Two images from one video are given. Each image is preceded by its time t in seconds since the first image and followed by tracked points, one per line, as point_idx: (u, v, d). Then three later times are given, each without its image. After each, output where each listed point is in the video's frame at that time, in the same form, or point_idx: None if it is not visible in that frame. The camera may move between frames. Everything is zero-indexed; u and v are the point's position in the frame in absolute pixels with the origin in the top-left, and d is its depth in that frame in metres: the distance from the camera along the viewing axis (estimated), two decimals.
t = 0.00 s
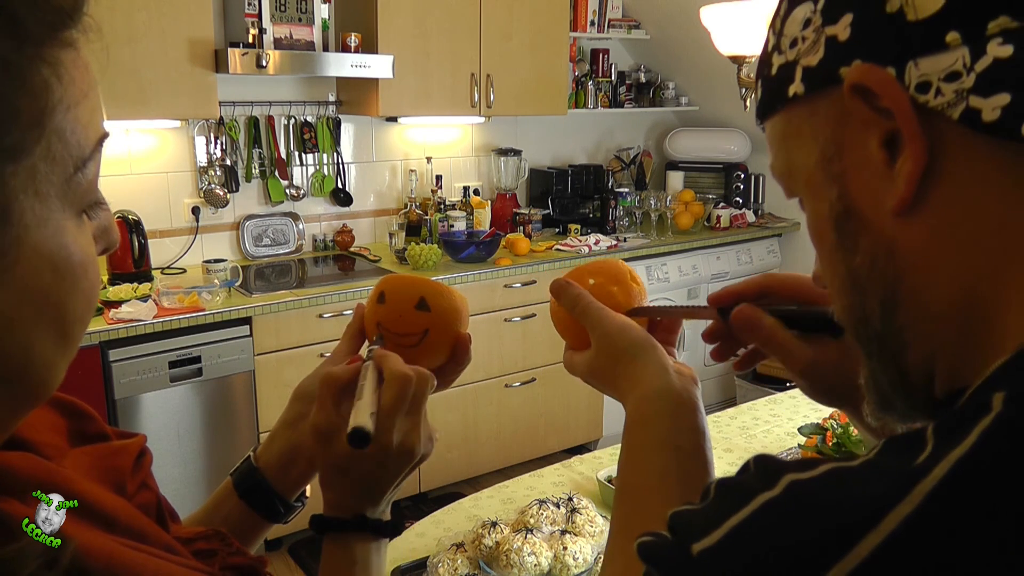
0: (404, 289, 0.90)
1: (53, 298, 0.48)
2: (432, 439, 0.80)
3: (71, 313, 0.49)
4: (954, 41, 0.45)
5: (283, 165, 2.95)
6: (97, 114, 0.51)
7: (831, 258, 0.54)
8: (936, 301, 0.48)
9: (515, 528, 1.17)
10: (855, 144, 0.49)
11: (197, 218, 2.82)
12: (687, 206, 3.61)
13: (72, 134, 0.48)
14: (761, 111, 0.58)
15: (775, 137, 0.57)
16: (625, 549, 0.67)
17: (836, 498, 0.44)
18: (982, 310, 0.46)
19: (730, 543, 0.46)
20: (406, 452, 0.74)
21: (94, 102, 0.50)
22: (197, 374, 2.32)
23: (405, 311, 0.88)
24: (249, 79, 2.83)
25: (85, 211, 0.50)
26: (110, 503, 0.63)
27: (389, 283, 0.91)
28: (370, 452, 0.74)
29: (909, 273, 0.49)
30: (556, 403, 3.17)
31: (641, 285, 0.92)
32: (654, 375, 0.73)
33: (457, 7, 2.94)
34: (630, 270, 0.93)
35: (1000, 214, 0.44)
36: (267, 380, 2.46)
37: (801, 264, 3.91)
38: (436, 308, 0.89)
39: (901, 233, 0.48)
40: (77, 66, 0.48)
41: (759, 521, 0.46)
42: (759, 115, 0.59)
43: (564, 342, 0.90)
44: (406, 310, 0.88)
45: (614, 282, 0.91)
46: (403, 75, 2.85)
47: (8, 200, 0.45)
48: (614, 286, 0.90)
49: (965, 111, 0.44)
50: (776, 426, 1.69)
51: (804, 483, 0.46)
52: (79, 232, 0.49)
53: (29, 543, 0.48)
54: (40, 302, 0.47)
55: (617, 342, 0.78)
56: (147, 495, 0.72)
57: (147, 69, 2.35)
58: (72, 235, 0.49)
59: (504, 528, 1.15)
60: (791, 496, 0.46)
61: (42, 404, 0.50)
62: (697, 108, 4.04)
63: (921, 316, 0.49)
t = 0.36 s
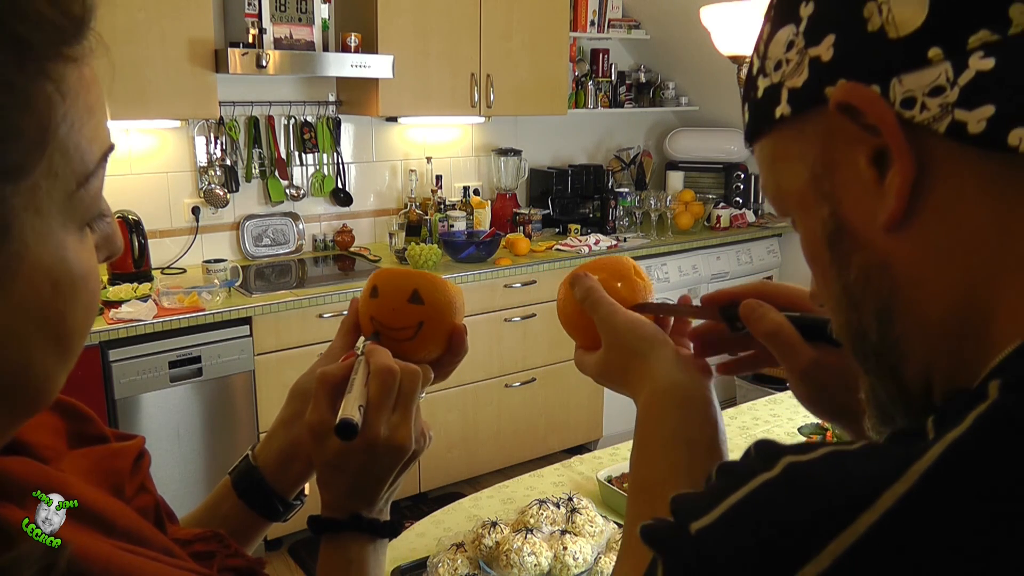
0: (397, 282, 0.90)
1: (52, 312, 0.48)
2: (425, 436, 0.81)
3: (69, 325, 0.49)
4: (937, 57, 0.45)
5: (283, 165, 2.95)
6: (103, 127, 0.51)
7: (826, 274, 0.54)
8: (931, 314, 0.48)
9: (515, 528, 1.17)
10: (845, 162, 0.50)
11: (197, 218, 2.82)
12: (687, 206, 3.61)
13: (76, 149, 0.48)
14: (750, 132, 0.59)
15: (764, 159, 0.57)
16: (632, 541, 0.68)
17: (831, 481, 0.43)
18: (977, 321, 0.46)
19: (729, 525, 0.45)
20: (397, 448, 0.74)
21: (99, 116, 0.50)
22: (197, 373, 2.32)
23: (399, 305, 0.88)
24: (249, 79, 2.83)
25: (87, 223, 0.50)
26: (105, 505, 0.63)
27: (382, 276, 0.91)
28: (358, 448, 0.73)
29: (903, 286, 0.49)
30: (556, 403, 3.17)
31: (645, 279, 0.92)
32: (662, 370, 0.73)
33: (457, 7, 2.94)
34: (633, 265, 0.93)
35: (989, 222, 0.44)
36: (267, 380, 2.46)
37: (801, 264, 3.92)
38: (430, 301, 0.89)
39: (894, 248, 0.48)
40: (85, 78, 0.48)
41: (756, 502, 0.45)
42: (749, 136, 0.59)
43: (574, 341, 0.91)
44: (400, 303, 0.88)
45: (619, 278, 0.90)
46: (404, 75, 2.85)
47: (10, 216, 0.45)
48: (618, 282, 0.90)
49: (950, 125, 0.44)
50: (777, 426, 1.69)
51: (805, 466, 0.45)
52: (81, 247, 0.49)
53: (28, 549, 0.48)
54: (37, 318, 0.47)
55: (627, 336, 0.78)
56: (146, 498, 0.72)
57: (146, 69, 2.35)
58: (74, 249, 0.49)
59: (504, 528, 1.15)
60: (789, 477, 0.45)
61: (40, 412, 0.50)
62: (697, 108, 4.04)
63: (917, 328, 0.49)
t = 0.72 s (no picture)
0: (397, 281, 0.90)
1: (48, 319, 0.48)
2: (425, 437, 0.81)
3: (66, 333, 0.49)
4: (919, 63, 0.45)
5: (283, 165, 2.95)
6: (103, 133, 0.51)
7: (817, 281, 0.54)
8: (920, 316, 0.48)
9: (515, 528, 1.17)
10: (833, 168, 0.50)
11: (197, 218, 2.82)
12: (687, 206, 3.61)
13: (74, 159, 0.48)
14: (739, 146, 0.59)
15: (756, 171, 0.57)
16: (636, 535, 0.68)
17: (811, 461, 0.45)
18: (963, 322, 0.46)
19: (714, 504, 0.47)
20: (396, 448, 0.74)
21: (99, 122, 0.50)
22: (197, 373, 2.32)
23: (399, 303, 0.88)
24: (249, 79, 2.83)
25: (86, 231, 0.50)
26: (103, 505, 0.63)
27: (382, 276, 0.91)
28: (358, 447, 0.74)
29: (892, 290, 0.49)
30: (556, 403, 3.17)
31: (646, 298, 0.92)
32: (666, 377, 0.73)
33: (457, 7, 2.94)
34: (633, 284, 0.93)
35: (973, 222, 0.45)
36: (267, 380, 2.46)
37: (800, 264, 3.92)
38: (429, 300, 0.89)
39: (883, 252, 0.48)
40: (84, 86, 0.48)
41: (737, 482, 0.46)
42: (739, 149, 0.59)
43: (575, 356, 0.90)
44: (399, 302, 0.88)
45: (619, 297, 0.90)
46: (404, 75, 2.85)
47: (6, 227, 0.45)
48: (619, 301, 0.90)
49: (934, 128, 0.44)
50: (778, 426, 1.69)
51: (785, 449, 0.46)
52: (79, 254, 0.49)
53: (25, 551, 0.47)
54: (34, 327, 0.47)
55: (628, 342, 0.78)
56: (146, 498, 0.72)
57: (146, 69, 2.35)
58: (72, 257, 0.49)
59: (504, 528, 1.15)
60: (770, 459, 0.46)
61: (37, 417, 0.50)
62: (697, 108, 4.04)
63: (907, 331, 0.49)
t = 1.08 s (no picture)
0: (397, 280, 0.90)
1: (48, 320, 0.48)
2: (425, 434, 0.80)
3: (67, 334, 0.49)
4: (925, 61, 0.45)
5: (283, 165, 2.95)
6: (106, 135, 0.51)
7: (821, 278, 0.54)
8: (922, 313, 0.48)
9: (515, 527, 1.17)
10: (837, 166, 0.50)
11: (197, 218, 2.82)
12: (687, 206, 3.61)
13: (77, 160, 0.48)
14: (746, 143, 0.59)
15: (760, 170, 0.58)
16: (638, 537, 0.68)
17: (814, 458, 0.45)
18: (966, 318, 0.47)
19: (714, 506, 0.46)
20: (395, 445, 0.74)
21: (102, 124, 0.50)
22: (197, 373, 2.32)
23: (398, 304, 0.88)
24: (249, 79, 2.83)
25: (88, 233, 0.50)
26: (103, 506, 0.63)
27: (381, 275, 0.91)
28: (356, 444, 0.74)
29: (894, 288, 0.50)
30: (556, 403, 3.17)
31: (650, 300, 0.92)
32: (670, 381, 0.72)
33: (457, 7, 2.94)
34: (637, 285, 0.93)
35: (976, 220, 0.45)
36: (267, 380, 2.46)
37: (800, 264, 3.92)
38: (428, 300, 0.89)
39: (886, 250, 0.49)
40: (87, 89, 0.48)
41: (740, 481, 0.46)
42: (746, 146, 0.60)
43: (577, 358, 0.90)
44: (398, 302, 0.88)
45: (623, 299, 0.90)
46: (404, 75, 2.85)
47: (7, 228, 0.45)
48: (623, 303, 0.90)
49: (939, 125, 0.45)
50: (778, 426, 1.69)
51: (787, 448, 0.46)
52: (81, 256, 0.49)
53: (25, 551, 0.47)
54: (33, 328, 0.47)
55: (629, 343, 0.78)
56: (146, 499, 0.72)
57: (146, 70, 2.35)
58: (73, 259, 0.49)
59: (504, 528, 1.15)
60: (772, 459, 0.46)
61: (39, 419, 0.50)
62: (697, 108, 4.04)
63: (910, 328, 0.50)
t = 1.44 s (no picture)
0: (398, 284, 0.90)
1: (47, 323, 0.48)
2: (426, 440, 0.81)
3: (65, 337, 0.49)
4: (938, 59, 0.45)
5: (283, 165, 2.95)
6: (106, 139, 0.51)
7: (830, 278, 0.55)
8: (932, 313, 0.49)
9: (515, 528, 1.17)
10: (847, 166, 0.51)
11: (197, 218, 2.82)
12: (687, 206, 3.61)
13: (78, 164, 0.48)
14: (755, 140, 0.60)
15: (769, 168, 0.58)
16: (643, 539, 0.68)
17: (821, 461, 0.45)
18: (976, 318, 0.47)
19: (721, 507, 0.47)
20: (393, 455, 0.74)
21: (102, 127, 0.50)
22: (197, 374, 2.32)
23: (399, 307, 0.88)
24: (249, 79, 2.83)
25: (88, 236, 0.50)
26: (104, 506, 0.63)
27: (382, 278, 0.91)
28: (355, 451, 0.74)
29: (903, 286, 0.50)
30: (556, 403, 3.17)
31: (652, 304, 0.92)
32: (673, 385, 0.73)
33: (457, 7, 2.94)
34: (639, 289, 0.93)
35: (987, 220, 0.45)
36: (267, 380, 2.46)
37: (800, 264, 3.92)
38: (430, 305, 0.89)
39: (897, 249, 0.49)
40: (87, 91, 0.48)
41: (747, 482, 0.46)
42: (754, 144, 0.60)
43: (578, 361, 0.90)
44: (400, 305, 0.88)
45: (625, 303, 0.90)
46: (404, 75, 2.85)
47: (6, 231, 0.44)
48: (625, 306, 0.90)
49: (952, 125, 0.45)
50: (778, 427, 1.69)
51: (795, 450, 0.46)
52: (80, 259, 0.49)
53: (24, 551, 0.47)
54: (31, 328, 0.47)
55: (632, 348, 0.78)
56: (145, 500, 0.72)
57: (146, 70, 2.35)
58: (73, 262, 0.49)
59: (504, 528, 1.15)
60: (780, 460, 0.46)
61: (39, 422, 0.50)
62: (697, 108, 4.04)
63: (918, 328, 0.50)
